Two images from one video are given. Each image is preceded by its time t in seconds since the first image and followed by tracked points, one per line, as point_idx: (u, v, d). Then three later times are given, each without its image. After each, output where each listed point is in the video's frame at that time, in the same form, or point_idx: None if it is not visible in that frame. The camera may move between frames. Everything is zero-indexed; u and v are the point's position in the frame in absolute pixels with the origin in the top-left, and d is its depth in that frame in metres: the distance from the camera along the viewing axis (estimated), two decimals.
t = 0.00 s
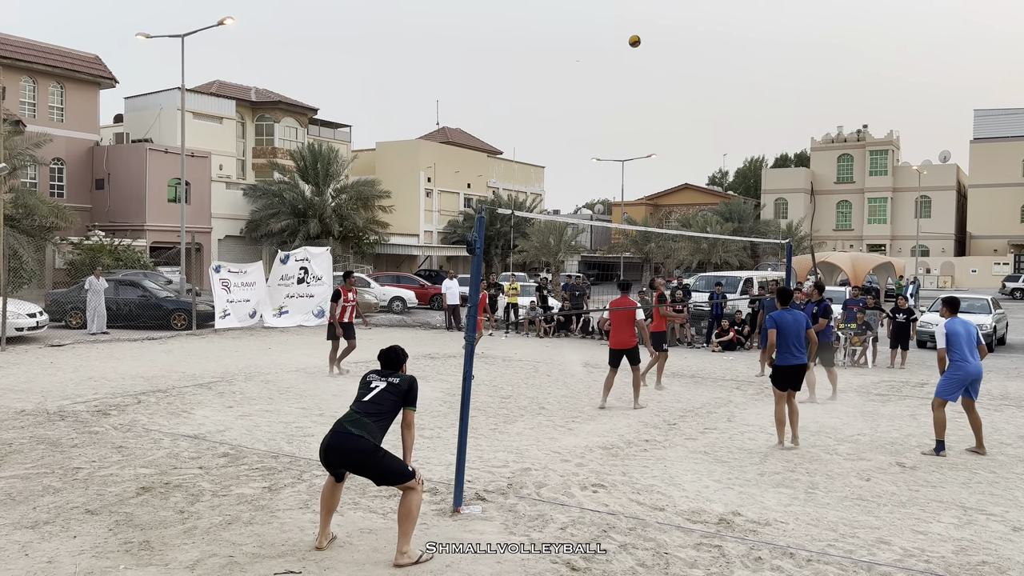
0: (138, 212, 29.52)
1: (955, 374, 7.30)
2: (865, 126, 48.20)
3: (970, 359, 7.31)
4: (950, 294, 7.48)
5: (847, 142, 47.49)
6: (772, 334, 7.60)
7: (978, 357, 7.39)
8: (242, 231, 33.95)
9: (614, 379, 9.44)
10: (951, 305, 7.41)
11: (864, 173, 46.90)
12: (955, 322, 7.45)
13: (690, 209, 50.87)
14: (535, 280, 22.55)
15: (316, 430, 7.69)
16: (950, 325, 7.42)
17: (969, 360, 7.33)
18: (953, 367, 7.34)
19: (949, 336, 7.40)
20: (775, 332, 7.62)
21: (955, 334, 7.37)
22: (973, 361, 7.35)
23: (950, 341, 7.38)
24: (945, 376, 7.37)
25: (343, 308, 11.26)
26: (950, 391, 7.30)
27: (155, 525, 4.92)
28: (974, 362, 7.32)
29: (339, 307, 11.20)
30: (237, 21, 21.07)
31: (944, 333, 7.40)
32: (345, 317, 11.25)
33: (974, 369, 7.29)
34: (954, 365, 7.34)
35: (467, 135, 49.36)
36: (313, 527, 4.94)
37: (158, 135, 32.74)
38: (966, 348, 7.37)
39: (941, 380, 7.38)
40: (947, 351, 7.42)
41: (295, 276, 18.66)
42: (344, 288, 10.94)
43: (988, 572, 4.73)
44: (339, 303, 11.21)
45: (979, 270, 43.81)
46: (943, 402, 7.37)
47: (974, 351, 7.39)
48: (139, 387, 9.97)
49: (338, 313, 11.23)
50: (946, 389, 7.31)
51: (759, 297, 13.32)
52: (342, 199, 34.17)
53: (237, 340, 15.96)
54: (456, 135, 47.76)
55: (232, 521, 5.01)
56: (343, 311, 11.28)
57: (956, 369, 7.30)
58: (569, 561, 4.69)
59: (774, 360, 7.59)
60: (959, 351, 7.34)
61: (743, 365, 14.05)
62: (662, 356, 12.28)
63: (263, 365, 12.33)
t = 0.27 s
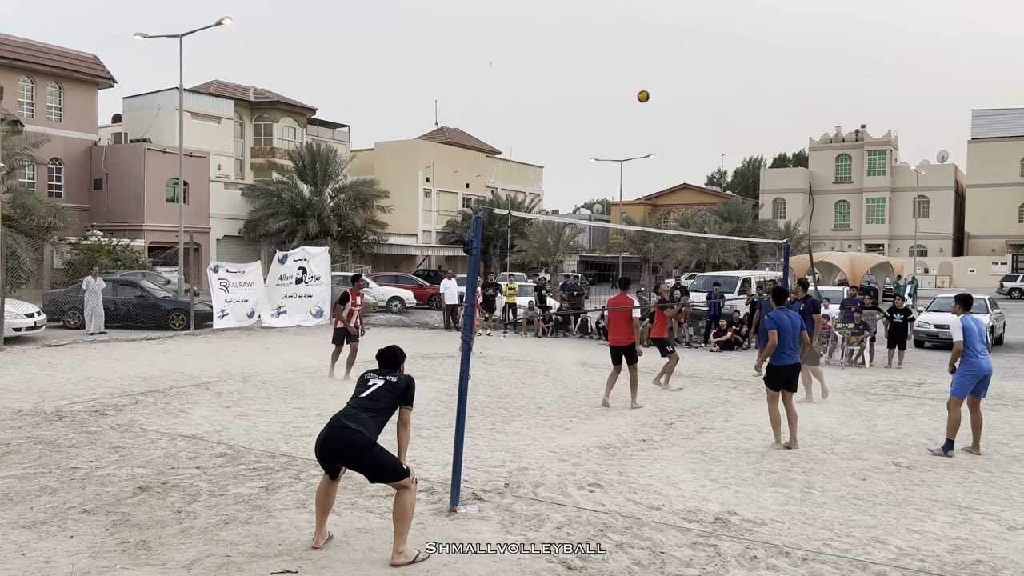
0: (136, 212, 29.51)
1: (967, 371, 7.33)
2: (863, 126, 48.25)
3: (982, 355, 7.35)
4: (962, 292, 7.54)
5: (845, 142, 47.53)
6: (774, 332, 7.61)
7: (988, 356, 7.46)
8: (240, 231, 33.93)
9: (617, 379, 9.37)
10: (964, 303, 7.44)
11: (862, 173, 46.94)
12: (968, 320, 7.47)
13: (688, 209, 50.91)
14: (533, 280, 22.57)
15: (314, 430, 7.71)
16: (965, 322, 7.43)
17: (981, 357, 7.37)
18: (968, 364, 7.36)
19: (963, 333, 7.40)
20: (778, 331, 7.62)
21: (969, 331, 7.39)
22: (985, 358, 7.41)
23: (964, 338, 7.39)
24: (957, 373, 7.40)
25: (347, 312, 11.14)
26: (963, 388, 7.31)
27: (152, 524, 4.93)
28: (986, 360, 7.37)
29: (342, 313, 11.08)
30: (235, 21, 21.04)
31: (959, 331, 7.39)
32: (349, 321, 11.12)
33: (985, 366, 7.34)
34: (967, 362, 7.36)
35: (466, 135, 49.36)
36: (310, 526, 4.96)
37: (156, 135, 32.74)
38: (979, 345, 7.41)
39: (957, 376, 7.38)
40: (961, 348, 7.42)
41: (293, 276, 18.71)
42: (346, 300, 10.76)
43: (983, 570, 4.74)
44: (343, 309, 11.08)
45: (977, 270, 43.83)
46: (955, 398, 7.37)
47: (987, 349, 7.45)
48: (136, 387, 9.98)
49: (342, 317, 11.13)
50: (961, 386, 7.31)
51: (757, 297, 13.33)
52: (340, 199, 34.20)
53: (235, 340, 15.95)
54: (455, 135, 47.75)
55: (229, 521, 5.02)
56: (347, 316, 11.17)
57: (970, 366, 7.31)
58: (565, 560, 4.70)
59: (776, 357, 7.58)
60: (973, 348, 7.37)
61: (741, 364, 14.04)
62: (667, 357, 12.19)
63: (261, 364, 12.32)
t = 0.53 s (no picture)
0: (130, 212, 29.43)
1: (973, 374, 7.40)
2: (857, 127, 48.39)
3: (985, 358, 7.43)
4: (964, 292, 7.55)
5: (839, 143, 47.69)
6: (766, 333, 7.63)
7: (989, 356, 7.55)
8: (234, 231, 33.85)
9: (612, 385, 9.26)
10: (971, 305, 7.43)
11: (856, 174, 47.10)
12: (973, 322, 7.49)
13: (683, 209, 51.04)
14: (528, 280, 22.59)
15: (307, 430, 7.71)
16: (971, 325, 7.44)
17: (984, 360, 7.46)
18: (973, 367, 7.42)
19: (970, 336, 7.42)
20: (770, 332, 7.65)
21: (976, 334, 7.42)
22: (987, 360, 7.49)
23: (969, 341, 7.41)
24: (960, 375, 7.47)
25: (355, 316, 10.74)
26: (968, 390, 7.39)
27: (144, 525, 4.93)
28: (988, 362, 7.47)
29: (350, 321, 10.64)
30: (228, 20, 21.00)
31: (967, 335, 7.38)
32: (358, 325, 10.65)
33: (988, 369, 7.42)
34: (972, 366, 7.42)
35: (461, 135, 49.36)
36: (303, 527, 4.96)
37: (149, 134, 32.68)
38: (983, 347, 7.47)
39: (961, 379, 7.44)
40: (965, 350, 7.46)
41: (287, 277, 18.70)
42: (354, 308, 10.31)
43: (973, 569, 4.77)
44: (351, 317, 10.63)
45: (969, 270, 44.01)
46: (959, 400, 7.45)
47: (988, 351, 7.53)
48: (129, 387, 9.96)
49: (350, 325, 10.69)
50: (965, 389, 7.39)
51: (750, 297, 13.36)
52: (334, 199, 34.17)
53: (229, 340, 15.94)
54: (449, 135, 47.73)
55: (221, 521, 5.02)
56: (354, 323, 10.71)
57: (974, 368, 7.38)
58: (558, 560, 4.72)
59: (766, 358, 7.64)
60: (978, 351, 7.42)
61: (735, 364, 14.08)
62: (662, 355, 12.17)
63: (255, 365, 12.31)
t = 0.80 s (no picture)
0: (118, 211, 29.26)
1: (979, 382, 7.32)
2: (845, 127, 48.64)
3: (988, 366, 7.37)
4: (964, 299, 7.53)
5: (827, 143, 47.93)
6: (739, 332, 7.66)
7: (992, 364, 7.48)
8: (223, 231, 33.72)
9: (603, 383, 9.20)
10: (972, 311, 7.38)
11: (844, 174, 47.37)
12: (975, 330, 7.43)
13: (672, 209, 51.20)
14: (518, 280, 22.59)
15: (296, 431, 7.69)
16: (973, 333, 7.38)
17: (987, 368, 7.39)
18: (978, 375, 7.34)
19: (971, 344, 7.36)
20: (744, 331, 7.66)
21: (979, 341, 7.35)
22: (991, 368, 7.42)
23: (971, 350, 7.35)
24: (964, 386, 7.38)
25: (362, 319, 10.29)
26: (975, 399, 7.29)
27: (131, 526, 4.91)
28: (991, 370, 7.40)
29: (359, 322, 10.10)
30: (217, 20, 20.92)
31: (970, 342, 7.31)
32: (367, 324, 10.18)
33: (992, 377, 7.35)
34: (978, 374, 7.34)
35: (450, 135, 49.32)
36: (290, 527, 4.96)
37: (137, 134, 32.52)
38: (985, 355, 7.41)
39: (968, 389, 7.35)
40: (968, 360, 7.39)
41: (276, 277, 18.62)
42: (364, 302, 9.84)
43: (957, 567, 4.82)
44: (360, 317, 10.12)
45: (956, 270, 44.30)
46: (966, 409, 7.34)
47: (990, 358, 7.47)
48: (116, 388, 9.91)
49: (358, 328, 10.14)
50: (970, 398, 7.29)
51: (740, 297, 13.41)
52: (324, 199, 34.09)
53: (218, 340, 15.89)
54: (439, 135, 47.70)
55: (209, 522, 5.01)
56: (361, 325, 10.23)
57: (977, 377, 7.31)
58: (546, 559, 4.73)
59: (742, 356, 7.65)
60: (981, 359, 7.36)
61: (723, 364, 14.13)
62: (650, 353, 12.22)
63: (244, 365, 12.26)
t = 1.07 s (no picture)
0: (100, 211, 29.01)
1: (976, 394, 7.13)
2: (828, 129, 49.01)
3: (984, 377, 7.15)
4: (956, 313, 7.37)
5: (810, 145, 48.29)
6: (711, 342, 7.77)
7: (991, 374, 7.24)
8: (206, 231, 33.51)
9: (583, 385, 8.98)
10: (962, 324, 7.24)
11: (827, 175, 47.75)
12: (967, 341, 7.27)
13: (656, 210, 51.40)
14: (503, 281, 22.62)
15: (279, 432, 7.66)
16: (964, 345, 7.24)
17: (985, 379, 7.18)
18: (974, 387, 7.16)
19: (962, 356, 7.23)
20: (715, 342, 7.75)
21: (969, 353, 7.20)
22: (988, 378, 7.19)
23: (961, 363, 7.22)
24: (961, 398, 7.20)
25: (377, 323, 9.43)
26: (972, 411, 7.10)
27: (112, 528, 4.88)
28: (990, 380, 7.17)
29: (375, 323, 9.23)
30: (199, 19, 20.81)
31: (959, 356, 7.18)
32: (388, 328, 9.31)
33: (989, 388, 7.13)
34: (973, 385, 7.16)
35: (435, 135, 49.25)
36: (273, 528, 4.94)
37: (119, 133, 32.26)
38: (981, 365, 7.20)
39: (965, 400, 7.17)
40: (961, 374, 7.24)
41: (259, 277, 18.52)
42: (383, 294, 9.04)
43: (936, 564, 4.88)
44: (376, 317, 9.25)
45: (937, 270, 44.75)
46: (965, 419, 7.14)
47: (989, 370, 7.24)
48: (97, 389, 9.83)
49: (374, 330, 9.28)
50: (967, 410, 7.11)
51: (723, 297, 13.48)
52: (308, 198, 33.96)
53: (200, 341, 15.80)
54: (424, 135, 47.63)
55: (190, 524, 4.99)
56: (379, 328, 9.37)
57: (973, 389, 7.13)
58: (529, 559, 4.75)
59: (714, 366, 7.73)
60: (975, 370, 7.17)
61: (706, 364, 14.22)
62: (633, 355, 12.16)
63: (227, 366, 12.20)
